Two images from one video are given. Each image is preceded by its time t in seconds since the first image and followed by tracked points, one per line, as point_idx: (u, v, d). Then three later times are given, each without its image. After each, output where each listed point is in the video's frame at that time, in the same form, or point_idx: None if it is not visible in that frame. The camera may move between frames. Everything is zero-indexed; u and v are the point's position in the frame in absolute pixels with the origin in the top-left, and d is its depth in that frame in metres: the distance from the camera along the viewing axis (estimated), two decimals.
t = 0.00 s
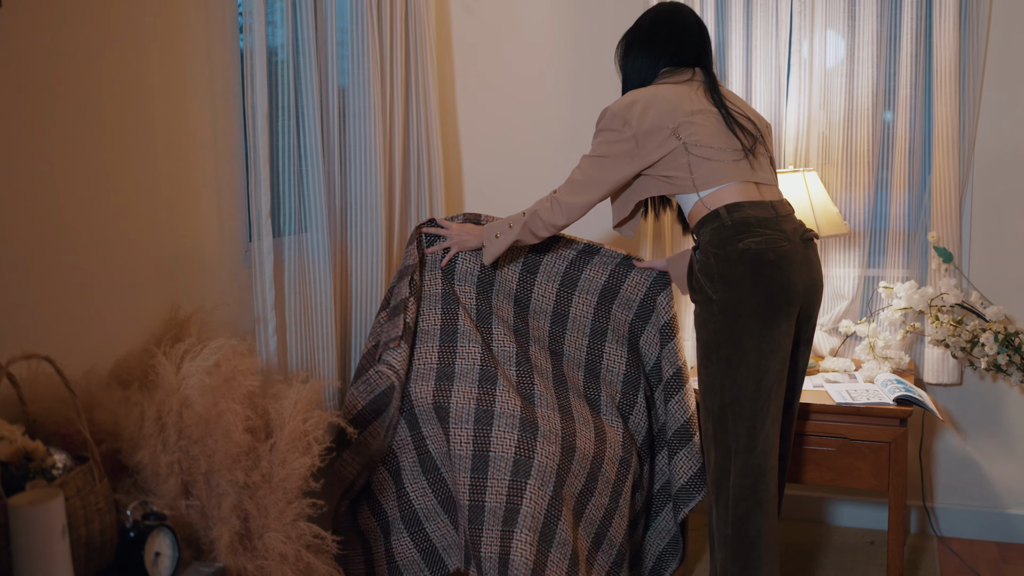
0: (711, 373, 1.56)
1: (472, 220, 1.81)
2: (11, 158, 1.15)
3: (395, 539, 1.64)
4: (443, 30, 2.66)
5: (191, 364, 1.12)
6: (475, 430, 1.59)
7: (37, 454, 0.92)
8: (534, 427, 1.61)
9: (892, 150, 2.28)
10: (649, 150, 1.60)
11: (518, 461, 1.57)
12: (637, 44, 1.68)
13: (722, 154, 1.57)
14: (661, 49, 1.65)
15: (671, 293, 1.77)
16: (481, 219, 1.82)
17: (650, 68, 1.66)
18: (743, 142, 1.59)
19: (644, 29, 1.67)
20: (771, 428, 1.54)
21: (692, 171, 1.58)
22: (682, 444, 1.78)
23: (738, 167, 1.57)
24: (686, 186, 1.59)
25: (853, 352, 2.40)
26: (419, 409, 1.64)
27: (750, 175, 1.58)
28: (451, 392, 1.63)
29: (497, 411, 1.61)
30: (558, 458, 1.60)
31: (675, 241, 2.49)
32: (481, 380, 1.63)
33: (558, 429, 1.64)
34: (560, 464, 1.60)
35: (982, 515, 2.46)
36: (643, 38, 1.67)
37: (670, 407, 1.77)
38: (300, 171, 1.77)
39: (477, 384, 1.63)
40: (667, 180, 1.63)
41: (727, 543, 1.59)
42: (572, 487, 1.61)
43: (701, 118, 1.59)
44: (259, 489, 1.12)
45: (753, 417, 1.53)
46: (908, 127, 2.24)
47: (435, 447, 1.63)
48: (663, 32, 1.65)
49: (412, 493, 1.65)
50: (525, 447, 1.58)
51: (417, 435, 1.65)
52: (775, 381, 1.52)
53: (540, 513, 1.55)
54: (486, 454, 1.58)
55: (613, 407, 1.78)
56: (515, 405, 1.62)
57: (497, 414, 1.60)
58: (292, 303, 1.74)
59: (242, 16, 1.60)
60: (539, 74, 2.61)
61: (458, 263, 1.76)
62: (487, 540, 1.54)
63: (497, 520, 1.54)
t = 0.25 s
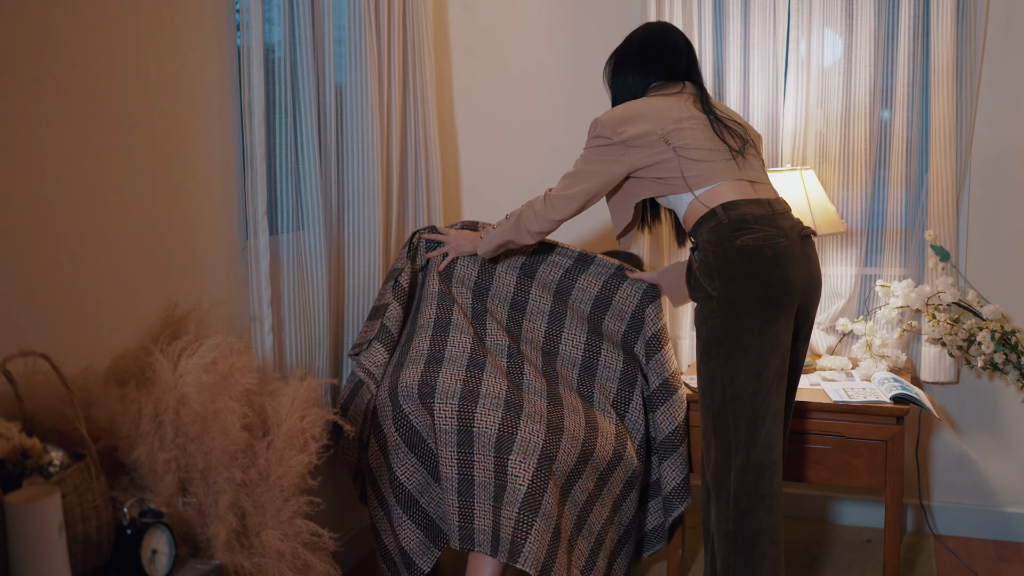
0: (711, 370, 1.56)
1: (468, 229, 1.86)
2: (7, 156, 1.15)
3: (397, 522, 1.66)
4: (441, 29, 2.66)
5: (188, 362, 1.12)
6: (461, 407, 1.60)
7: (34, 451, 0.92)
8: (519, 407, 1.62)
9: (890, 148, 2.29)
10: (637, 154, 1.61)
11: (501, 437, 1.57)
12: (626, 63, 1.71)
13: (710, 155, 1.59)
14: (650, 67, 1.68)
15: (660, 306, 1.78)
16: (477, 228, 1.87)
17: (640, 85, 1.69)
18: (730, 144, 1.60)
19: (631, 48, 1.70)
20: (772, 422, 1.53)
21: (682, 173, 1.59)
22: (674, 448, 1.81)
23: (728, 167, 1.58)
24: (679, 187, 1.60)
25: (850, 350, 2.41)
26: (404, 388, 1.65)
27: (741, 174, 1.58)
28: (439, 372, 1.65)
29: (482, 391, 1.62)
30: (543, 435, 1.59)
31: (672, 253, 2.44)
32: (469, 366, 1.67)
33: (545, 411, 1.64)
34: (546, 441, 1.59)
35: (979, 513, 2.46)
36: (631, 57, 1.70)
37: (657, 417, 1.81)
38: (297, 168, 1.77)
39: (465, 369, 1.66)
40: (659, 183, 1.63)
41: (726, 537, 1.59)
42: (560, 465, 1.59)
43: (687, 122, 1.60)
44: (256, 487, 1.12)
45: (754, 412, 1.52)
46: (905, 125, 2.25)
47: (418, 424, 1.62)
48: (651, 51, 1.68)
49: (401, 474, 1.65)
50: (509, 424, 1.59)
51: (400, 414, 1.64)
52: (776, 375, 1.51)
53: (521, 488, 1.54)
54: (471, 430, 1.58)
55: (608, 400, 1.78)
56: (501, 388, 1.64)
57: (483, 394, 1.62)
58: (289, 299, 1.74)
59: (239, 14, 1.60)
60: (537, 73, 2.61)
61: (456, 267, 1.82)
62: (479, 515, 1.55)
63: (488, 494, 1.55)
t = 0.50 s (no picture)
0: (710, 368, 1.56)
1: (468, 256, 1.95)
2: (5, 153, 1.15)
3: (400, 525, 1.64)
4: (440, 27, 2.66)
5: (187, 359, 1.12)
6: (459, 407, 1.60)
7: (32, 449, 0.92)
8: (518, 408, 1.62)
9: (888, 147, 2.29)
10: (631, 163, 1.62)
11: (501, 437, 1.57)
12: (615, 81, 1.72)
13: (704, 157, 1.60)
14: (640, 84, 1.69)
15: (657, 319, 1.83)
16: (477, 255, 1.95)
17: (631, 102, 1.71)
18: (719, 148, 1.61)
19: (618, 66, 1.71)
20: (771, 420, 1.53)
21: (677, 177, 1.60)
22: (662, 455, 1.83)
23: (721, 168, 1.59)
24: (676, 191, 1.61)
25: (848, 349, 2.41)
26: (403, 388, 1.65)
27: (732, 174, 1.59)
28: (438, 374, 1.66)
29: (481, 392, 1.63)
30: (542, 435, 1.58)
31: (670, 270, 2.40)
32: (468, 369, 1.70)
33: (545, 411, 1.63)
34: (545, 441, 1.57)
35: (977, 512, 2.47)
36: (619, 75, 1.71)
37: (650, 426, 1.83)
38: (295, 166, 1.77)
39: (464, 372, 1.68)
40: (655, 189, 1.64)
41: (723, 533, 1.59)
42: (561, 464, 1.58)
43: (677, 129, 1.61)
44: (254, 485, 1.12)
45: (753, 410, 1.52)
46: (904, 124, 2.25)
47: (417, 424, 1.63)
48: (639, 68, 1.69)
49: (401, 474, 1.65)
50: (509, 425, 1.58)
51: (400, 414, 1.65)
52: (776, 373, 1.51)
53: (521, 487, 1.53)
54: (470, 430, 1.58)
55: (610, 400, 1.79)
56: (499, 389, 1.65)
57: (482, 394, 1.63)
58: (287, 297, 1.74)
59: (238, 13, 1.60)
60: (535, 71, 2.61)
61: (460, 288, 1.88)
62: (486, 514, 1.56)
63: (493, 493, 1.56)
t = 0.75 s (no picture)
0: (708, 367, 1.56)
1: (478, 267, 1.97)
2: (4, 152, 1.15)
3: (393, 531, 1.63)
4: (439, 27, 2.66)
5: (185, 359, 1.12)
6: (459, 411, 1.59)
7: (31, 448, 0.92)
8: (518, 411, 1.61)
9: (887, 147, 2.29)
10: (626, 166, 1.63)
11: (501, 443, 1.56)
12: (605, 88, 1.73)
13: (698, 158, 1.60)
14: (630, 90, 1.69)
15: (654, 323, 1.83)
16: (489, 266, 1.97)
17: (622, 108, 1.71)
18: (712, 149, 1.61)
19: (609, 74, 1.72)
20: (769, 419, 1.53)
21: (673, 179, 1.60)
22: (659, 458, 1.84)
23: (717, 168, 1.59)
24: (673, 192, 1.62)
25: (847, 349, 2.41)
26: (401, 392, 1.66)
27: (729, 173, 1.60)
28: (437, 379, 1.67)
29: (481, 396, 1.63)
30: (542, 440, 1.57)
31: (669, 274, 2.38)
32: (468, 374, 1.70)
33: (544, 415, 1.62)
34: (545, 446, 1.57)
35: (974, 511, 2.47)
36: (609, 82, 1.72)
37: (648, 429, 1.84)
38: (294, 166, 1.77)
39: (463, 377, 1.68)
40: (651, 192, 1.65)
41: (720, 531, 1.60)
42: (561, 469, 1.57)
43: (670, 132, 1.61)
44: (253, 484, 1.12)
45: (751, 409, 1.53)
46: (902, 124, 2.25)
47: (416, 429, 1.63)
48: (628, 74, 1.69)
49: (396, 479, 1.64)
50: (509, 429, 1.58)
51: (399, 418, 1.65)
52: (775, 372, 1.52)
53: (523, 492, 1.52)
54: (469, 434, 1.57)
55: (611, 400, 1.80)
56: (499, 391, 1.65)
57: (482, 398, 1.63)
58: (286, 296, 1.74)
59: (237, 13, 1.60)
60: (534, 70, 2.61)
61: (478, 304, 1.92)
62: (484, 518, 1.56)
63: (492, 497, 1.56)
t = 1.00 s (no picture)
0: (701, 365, 1.56)
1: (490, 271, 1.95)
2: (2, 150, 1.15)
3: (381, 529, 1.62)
4: (437, 26, 2.66)
5: (182, 357, 1.12)
6: (456, 411, 1.59)
7: (28, 447, 0.92)
8: (515, 410, 1.61)
9: (885, 146, 2.29)
10: (624, 168, 1.62)
11: (499, 442, 1.56)
12: (602, 87, 1.73)
13: (694, 158, 1.60)
14: (626, 91, 1.70)
15: (647, 326, 1.84)
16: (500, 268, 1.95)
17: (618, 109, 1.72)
18: (708, 148, 1.62)
19: (605, 73, 1.73)
20: (761, 418, 1.54)
21: (668, 180, 1.61)
22: (656, 461, 1.86)
23: (712, 168, 1.60)
24: (667, 193, 1.62)
25: (844, 348, 2.42)
26: (398, 391, 1.66)
27: (724, 174, 1.60)
28: (434, 379, 1.66)
29: (478, 395, 1.63)
30: (540, 439, 1.57)
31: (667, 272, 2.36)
32: (466, 374, 1.70)
33: (542, 414, 1.62)
34: (543, 445, 1.57)
35: (971, 510, 2.48)
36: (606, 82, 1.72)
37: (645, 430, 1.84)
38: (291, 165, 1.77)
39: (461, 377, 1.68)
40: (647, 194, 1.65)
41: (711, 529, 1.60)
42: (558, 468, 1.58)
43: (667, 132, 1.62)
44: (250, 483, 1.12)
45: (743, 407, 1.53)
46: (900, 123, 2.25)
47: (412, 428, 1.63)
48: (625, 75, 1.70)
49: (390, 481, 1.64)
50: (506, 428, 1.58)
51: (395, 417, 1.65)
52: (767, 371, 1.52)
53: (520, 491, 1.52)
54: (467, 434, 1.58)
55: (609, 400, 1.80)
56: (497, 391, 1.65)
57: (479, 397, 1.62)
58: (282, 294, 1.74)
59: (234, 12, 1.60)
60: (532, 69, 2.61)
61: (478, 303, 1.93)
62: (481, 517, 1.56)
63: (489, 497, 1.56)
